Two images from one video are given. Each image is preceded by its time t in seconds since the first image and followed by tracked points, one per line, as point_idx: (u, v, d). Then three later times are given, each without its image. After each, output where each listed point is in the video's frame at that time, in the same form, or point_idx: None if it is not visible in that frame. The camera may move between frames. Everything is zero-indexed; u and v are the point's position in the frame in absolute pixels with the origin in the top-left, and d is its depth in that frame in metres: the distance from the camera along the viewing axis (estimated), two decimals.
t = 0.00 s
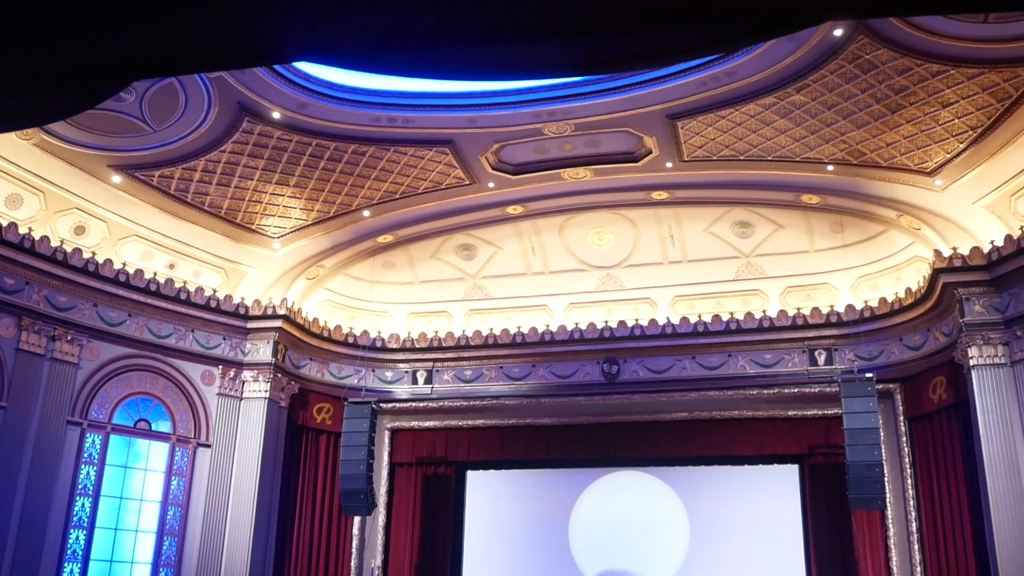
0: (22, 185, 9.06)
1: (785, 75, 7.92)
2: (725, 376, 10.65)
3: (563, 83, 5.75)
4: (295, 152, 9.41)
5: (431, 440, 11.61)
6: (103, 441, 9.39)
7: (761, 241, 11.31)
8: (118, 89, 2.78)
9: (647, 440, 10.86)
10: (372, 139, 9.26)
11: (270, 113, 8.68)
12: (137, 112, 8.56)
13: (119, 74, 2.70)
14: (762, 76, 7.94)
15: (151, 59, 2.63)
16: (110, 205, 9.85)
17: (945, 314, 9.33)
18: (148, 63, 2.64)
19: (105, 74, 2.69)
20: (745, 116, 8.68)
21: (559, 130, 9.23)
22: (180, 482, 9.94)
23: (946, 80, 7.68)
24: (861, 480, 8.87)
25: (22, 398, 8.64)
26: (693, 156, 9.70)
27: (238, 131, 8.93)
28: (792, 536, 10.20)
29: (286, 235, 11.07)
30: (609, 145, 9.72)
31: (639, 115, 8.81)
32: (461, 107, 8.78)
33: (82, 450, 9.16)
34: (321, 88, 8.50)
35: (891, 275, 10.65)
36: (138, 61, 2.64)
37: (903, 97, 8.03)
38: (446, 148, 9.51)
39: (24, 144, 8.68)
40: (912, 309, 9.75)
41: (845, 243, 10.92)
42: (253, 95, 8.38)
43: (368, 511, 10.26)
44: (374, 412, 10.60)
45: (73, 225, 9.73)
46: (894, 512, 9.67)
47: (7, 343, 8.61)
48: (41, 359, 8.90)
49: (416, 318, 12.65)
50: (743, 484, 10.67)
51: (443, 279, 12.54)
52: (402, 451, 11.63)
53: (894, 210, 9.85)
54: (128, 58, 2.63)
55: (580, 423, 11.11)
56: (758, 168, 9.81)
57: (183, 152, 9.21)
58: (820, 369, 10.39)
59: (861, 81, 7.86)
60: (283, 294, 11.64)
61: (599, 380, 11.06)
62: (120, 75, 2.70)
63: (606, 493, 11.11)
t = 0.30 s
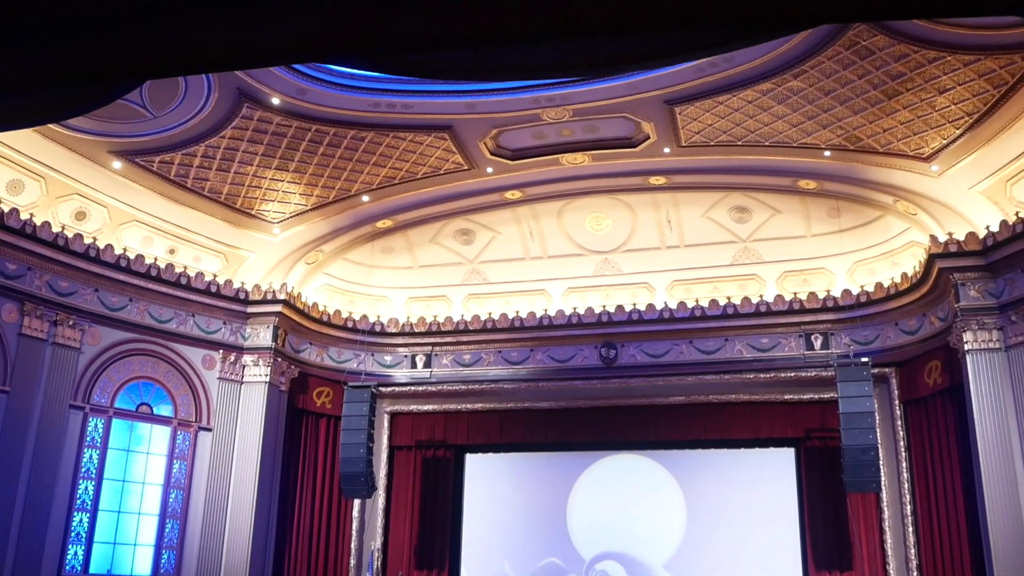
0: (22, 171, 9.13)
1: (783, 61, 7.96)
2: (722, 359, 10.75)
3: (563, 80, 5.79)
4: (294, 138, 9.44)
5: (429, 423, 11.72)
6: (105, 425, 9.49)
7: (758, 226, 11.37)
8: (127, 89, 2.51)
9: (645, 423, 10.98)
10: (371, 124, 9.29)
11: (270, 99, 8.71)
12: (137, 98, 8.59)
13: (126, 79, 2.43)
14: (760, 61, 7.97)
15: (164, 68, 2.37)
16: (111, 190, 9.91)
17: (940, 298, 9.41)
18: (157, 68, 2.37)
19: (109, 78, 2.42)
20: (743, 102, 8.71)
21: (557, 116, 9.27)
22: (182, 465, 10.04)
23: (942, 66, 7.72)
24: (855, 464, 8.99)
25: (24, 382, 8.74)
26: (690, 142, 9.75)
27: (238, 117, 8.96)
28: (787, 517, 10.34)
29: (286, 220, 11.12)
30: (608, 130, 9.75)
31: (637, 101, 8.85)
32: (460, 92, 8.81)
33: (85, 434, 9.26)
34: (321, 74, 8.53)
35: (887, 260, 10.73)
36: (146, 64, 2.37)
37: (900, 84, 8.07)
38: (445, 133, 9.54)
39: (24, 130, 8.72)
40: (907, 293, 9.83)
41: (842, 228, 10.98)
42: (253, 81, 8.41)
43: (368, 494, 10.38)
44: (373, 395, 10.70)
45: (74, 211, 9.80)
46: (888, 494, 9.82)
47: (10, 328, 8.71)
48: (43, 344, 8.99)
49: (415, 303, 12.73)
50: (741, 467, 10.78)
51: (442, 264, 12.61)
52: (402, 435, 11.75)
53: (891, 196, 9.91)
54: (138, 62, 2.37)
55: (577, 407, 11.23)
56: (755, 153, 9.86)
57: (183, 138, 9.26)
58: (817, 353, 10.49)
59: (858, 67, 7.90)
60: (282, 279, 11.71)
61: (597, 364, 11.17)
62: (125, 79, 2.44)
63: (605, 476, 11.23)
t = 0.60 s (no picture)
0: (22, 158, 9.19)
1: (780, 48, 8.00)
2: (719, 345, 10.85)
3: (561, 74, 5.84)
4: (294, 125, 9.48)
5: (429, 408, 11.84)
6: (107, 410, 9.59)
7: (756, 212, 11.44)
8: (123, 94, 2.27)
9: (642, 407, 11.11)
10: (370, 111, 9.32)
11: (269, 86, 8.74)
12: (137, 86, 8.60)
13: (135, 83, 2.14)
14: (757, 49, 8.01)
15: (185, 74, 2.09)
16: (111, 177, 9.96)
17: (935, 284, 9.50)
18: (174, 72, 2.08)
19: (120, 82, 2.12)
20: (741, 89, 8.75)
21: (555, 102, 9.30)
22: (184, 450, 10.15)
23: (938, 54, 7.76)
24: (850, 448, 9.10)
25: (27, 368, 8.83)
26: (688, 129, 9.79)
27: (237, 105, 8.99)
28: (782, 500, 10.50)
29: (285, 207, 11.17)
30: (606, 117, 9.78)
31: (636, 88, 8.88)
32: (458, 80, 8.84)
33: (87, 421, 9.36)
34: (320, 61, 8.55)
35: (883, 246, 10.82)
36: (158, 68, 2.07)
37: (897, 71, 8.11)
38: (443, 120, 9.57)
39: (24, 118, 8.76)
40: (903, 279, 9.93)
41: (838, 214, 11.06)
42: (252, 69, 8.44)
43: (367, 478, 10.47)
44: (373, 381, 10.80)
45: (74, 198, 9.87)
46: (883, 478, 9.97)
47: (12, 315, 8.79)
48: (45, 330, 9.07)
49: (414, 289, 12.81)
50: (737, 451, 10.91)
51: (441, 250, 12.67)
52: (401, 420, 11.87)
53: (887, 182, 9.98)
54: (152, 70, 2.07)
55: (575, 391, 11.35)
56: (752, 140, 9.91)
57: (183, 125, 9.29)
58: (812, 338, 10.60)
59: (855, 55, 7.94)
60: (282, 265, 11.78)
61: (595, 349, 11.26)
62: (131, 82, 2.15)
63: (603, 461, 11.36)
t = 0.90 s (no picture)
0: (22, 147, 9.25)
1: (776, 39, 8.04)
2: (715, 332, 10.95)
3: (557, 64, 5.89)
4: (292, 114, 9.51)
5: (427, 394, 11.95)
6: (108, 398, 9.68)
7: (752, 200, 11.50)
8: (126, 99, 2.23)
9: (638, 394, 11.23)
10: (368, 100, 9.35)
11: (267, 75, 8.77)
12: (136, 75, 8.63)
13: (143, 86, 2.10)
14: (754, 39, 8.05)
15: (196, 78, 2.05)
16: (110, 166, 10.00)
17: (929, 272, 9.59)
18: (184, 77, 2.05)
19: (128, 86, 2.08)
20: (738, 78, 8.79)
21: (553, 91, 9.34)
22: (184, 436, 10.25)
23: (934, 44, 7.81)
24: (845, 434, 9.20)
25: (29, 356, 8.92)
26: (685, 117, 9.83)
27: (236, 94, 9.01)
28: (777, 486, 10.63)
29: (283, 195, 11.21)
30: (603, 106, 9.82)
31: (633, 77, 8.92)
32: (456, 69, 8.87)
33: (88, 408, 9.45)
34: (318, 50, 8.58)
35: (878, 234, 10.90)
36: (169, 74, 2.04)
37: (893, 61, 8.16)
38: (442, 109, 9.60)
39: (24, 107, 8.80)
40: (898, 267, 10.01)
41: (834, 202, 11.13)
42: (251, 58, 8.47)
43: (366, 463, 10.54)
44: (372, 367, 10.88)
45: (74, 186, 9.93)
46: (876, 463, 10.10)
47: (13, 303, 8.86)
48: (46, 318, 9.14)
49: (412, 276, 12.88)
50: (733, 437, 11.03)
51: (439, 237, 12.73)
52: (399, 406, 11.99)
53: (882, 171, 10.05)
54: (161, 75, 2.04)
55: (571, 378, 11.47)
56: (749, 129, 9.96)
57: (182, 114, 9.32)
58: (808, 325, 10.69)
59: (851, 45, 7.98)
60: (281, 252, 11.84)
61: (592, 336, 11.35)
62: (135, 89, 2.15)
63: (600, 447, 11.48)
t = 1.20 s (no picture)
0: (23, 137, 9.32)
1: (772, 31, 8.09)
2: (711, 320, 11.06)
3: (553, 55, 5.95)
4: (291, 104, 9.56)
5: (424, 381, 12.06)
6: (109, 385, 9.76)
7: (748, 189, 11.57)
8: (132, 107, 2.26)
9: (634, 382, 11.34)
10: (366, 90, 9.40)
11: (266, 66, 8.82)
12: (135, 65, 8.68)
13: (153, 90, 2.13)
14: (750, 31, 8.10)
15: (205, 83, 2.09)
16: (109, 156, 10.06)
17: (923, 262, 9.68)
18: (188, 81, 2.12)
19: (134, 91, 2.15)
20: (734, 69, 8.85)
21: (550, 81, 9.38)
22: (184, 423, 10.35)
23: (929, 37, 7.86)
24: (839, 422, 9.29)
25: (30, 344, 9.00)
26: (681, 108, 9.89)
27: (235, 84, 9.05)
28: (771, 473, 10.76)
29: (282, 184, 11.26)
30: (600, 96, 9.87)
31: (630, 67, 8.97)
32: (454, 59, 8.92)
33: (89, 395, 9.54)
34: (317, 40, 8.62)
35: (873, 224, 10.99)
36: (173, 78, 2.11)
37: (888, 53, 8.22)
38: (439, 99, 9.65)
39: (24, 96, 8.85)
40: (892, 256, 10.10)
41: (829, 192, 11.21)
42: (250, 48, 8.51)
43: (365, 451, 10.66)
44: (370, 355, 10.97)
45: (74, 175, 10.02)
46: (870, 451, 10.24)
47: (14, 292, 8.93)
48: (47, 307, 9.22)
49: (410, 265, 12.97)
50: (728, 425, 11.15)
51: (437, 226, 12.81)
52: (398, 393, 12.10)
53: (877, 161, 10.13)
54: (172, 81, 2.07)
55: (569, 366, 11.57)
56: (745, 119, 10.02)
57: (182, 104, 9.36)
58: (803, 314, 10.80)
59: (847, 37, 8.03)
60: (280, 241, 11.91)
61: (588, 324, 11.45)
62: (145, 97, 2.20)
63: (597, 435, 11.60)
